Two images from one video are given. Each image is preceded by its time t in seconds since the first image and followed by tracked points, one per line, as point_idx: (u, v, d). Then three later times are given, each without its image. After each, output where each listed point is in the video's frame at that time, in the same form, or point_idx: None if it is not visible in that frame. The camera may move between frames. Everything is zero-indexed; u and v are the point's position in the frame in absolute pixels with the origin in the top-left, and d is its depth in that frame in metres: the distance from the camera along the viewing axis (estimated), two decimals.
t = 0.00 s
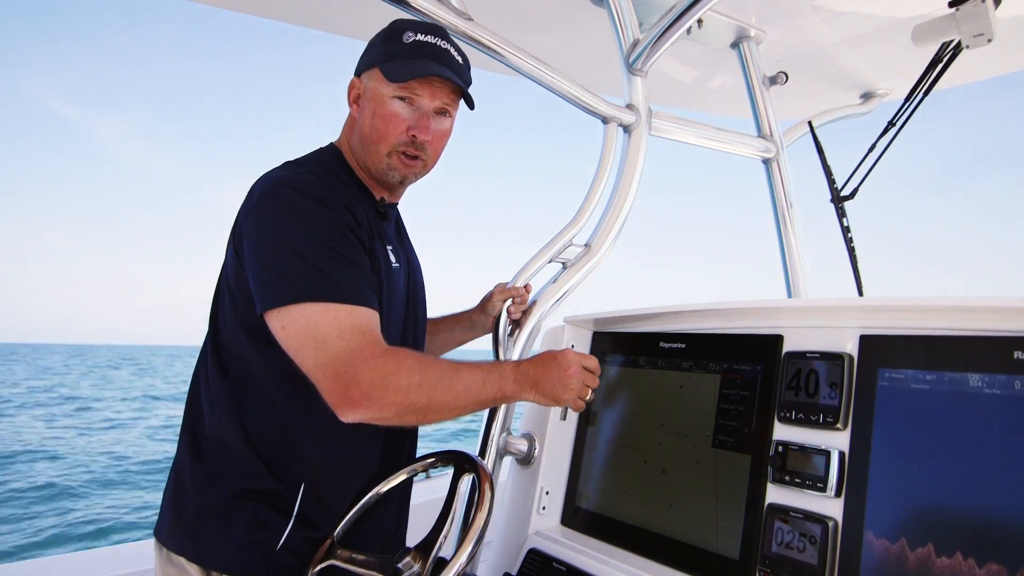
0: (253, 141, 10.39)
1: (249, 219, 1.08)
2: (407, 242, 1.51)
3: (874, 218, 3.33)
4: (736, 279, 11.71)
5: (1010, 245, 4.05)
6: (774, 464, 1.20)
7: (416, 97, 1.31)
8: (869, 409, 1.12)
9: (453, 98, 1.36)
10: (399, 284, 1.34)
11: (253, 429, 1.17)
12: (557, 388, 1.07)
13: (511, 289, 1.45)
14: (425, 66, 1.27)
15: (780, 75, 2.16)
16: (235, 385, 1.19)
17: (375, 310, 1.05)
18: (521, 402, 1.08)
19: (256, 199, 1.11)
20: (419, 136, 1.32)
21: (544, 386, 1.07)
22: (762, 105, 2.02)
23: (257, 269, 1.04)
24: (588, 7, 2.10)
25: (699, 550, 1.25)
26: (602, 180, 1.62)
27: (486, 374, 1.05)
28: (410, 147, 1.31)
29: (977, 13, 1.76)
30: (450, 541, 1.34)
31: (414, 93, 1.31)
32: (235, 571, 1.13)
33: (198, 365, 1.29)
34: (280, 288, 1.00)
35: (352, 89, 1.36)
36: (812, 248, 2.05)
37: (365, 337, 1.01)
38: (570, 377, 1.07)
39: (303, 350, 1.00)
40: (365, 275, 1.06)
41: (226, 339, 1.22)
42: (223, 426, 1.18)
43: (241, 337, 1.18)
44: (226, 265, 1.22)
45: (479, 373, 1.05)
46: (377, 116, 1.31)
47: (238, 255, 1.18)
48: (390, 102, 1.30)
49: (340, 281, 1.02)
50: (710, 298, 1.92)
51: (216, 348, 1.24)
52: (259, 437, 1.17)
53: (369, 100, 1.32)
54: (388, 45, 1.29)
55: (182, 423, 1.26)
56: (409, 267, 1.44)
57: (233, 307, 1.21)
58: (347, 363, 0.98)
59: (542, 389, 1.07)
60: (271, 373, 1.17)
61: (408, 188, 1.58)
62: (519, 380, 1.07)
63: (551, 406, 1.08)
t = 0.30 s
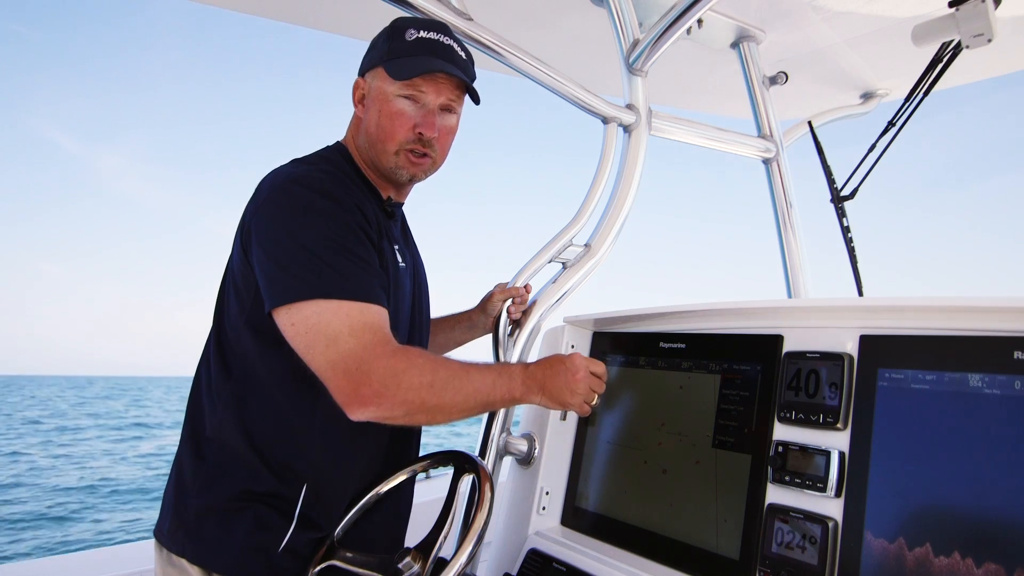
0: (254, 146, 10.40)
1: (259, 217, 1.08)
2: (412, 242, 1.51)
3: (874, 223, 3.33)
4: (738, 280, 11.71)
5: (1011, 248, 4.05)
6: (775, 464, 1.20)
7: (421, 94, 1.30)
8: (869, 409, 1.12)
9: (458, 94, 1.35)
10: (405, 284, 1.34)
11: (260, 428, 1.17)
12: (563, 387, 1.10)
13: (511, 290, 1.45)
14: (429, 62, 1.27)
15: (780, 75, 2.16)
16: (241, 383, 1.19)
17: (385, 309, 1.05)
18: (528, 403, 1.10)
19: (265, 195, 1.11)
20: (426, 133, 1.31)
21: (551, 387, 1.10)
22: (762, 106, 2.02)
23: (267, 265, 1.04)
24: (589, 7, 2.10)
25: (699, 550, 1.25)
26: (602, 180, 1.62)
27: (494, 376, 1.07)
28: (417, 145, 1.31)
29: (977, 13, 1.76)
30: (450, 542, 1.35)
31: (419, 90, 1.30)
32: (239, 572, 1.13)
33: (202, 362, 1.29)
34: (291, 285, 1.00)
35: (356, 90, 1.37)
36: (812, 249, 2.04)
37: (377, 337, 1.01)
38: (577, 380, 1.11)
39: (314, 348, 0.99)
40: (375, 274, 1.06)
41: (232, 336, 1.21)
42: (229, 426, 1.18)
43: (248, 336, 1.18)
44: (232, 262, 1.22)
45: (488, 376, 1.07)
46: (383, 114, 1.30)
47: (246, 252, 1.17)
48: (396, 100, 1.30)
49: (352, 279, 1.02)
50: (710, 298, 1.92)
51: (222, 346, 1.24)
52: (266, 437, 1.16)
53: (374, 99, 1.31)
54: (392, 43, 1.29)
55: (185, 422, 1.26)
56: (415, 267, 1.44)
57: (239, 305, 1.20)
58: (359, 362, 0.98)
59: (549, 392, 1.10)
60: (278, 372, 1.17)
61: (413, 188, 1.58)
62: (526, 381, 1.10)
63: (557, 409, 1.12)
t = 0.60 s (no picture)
0: (254, 147, 10.38)
1: (267, 216, 1.08)
2: (415, 242, 1.50)
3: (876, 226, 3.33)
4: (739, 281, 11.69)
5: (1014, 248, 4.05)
6: (775, 464, 1.20)
7: (432, 96, 1.31)
8: (869, 409, 1.12)
9: (468, 97, 1.35)
10: (410, 285, 1.34)
11: (264, 430, 1.17)
12: (564, 404, 1.11)
13: (511, 289, 1.45)
14: (441, 65, 1.27)
15: (780, 75, 2.16)
16: (246, 384, 1.19)
17: (392, 312, 1.05)
18: (529, 416, 1.10)
19: (272, 194, 1.10)
20: (435, 136, 1.32)
21: (552, 401, 1.11)
22: (762, 106, 2.02)
23: (275, 264, 1.04)
24: (589, 7, 2.10)
25: (700, 550, 1.25)
26: (602, 180, 1.62)
27: (498, 387, 1.08)
28: (426, 147, 1.32)
29: (977, 13, 1.76)
30: (450, 542, 1.34)
31: (431, 92, 1.30)
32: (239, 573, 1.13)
33: (206, 360, 1.29)
34: (300, 285, 1.00)
35: (365, 89, 1.36)
36: (813, 249, 2.04)
37: (384, 340, 1.01)
38: (578, 397, 1.12)
39: (320, 349, 0.99)
40: (382, 276, 1.06)
41: (237, 337, 1.21)
42: (233, 425, 1.18)
43: (254, 336, 1.18)
44: (238, 261, 1.22)
45: (492, 387, 1.07)
46: (393, 115, 1.31)
47: (254, 251, 1.17)
48: (406, 102, 1.30)
49: (359, 281, 1.02)
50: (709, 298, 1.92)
51: (228, 345, 1.23)
52: (270, 439, 1.16)
53: (384, 100, 1.31)
54: (404, 44, 1.29)
55: (189, 420, 1.26)
56: (419, 267, 1.44)
57: (245, 304, 1.20)
58: (365, 365, 0.98)
59: (551, 407, 1.11)
60: (283, 373, 1.17)
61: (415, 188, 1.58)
62: (528, 393, 1.10)
63: (557, 424, 1.12)
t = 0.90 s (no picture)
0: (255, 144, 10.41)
1: (265, 216, 1.08)
2: (415, 242, 1.50)
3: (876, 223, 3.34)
4: (739, 281, 11.70)
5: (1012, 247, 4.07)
6: (775, 464, 1.20)
7: (433, 97, 1.31)
8: (869, 408, 1.12)
9: (468, 98, 1.36)
10: (409, 285, 1.34)
11: (261, 431, 1.17)
12: (561, 411, 1.11)
13: (511, 289, 1.45)
14: (442, 66, 1.27)
15: (780, 75, 2.16)
16: (245, 384, 1.19)
17: (389, 313, 1.05)
18: (526, 420, 1.10)
19: (271, 194, 1.11)
20: (436, 136, 1.32)
21: (549, 406, 1.11)
22: (762, 106, 2.02)
23: (272, 264, 1.04)
24: (589, 7, 2.10)
25: (700, 550, 1.25)
26: (602, 180, 1.62)
27: (495, 390, 1.07)
28: (426, 148, 1.32)
29: (977, 13, 1.76)
30: (450, 542, 1.34)
31: (431, 94, 1.30)
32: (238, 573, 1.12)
33: (205, 361, 1.29)
34: (296, 284, 1.00)
35: (365, 91, 1.36)
36: (813, 248, 2.04)
37: (379, 341, 1.01)
38: (576, 403, 1.11)
39: (316, 349, 0.99)
40: (379, 277, 1.06)
41: (236, 337, 1.21)
42: (233, 425, 1.18)
43: (252, 336, 1.18)
44: (237, 261, 1.22)
45: (489, 389, 1.07)
46: (393, 116, 1.31)
47: (251, 252, 1.17)
48: (407, 103, 1.30)
49: (356, 282, 1.02)
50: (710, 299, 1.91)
51: (227, 345, 1.23)
52: (269, 440, 1.16)
53: (385, 101, 1.31)
54: (405, 46, 1.29)
55: (188, 420, 1.26)
56: (418, 267, 1.43)
57: (244, 304, 1.20)
58: (360, 365, 0.98)
59: (548, 412, 1.11)
60: (280, 373, 1.17)
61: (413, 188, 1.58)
62: (525, 397, 1.10)
63: (553, 430, 1.12)
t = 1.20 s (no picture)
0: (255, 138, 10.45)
1: (257, 222, 1.08)
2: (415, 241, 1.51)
3: (875, 217, 3.34)
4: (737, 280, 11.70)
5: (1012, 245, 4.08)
6: (775, 464, 1.20)
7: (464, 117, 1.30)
8: (869, 408, 1.12)
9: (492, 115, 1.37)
10: (408, 284, 1.34)
11: (255, 433, 1.17)
12: (559, 397, 1.06)
13: (511, 289, 1.45)
14: (483, 93, 1.27)
15: (781, 75, 2.16)
16: (241, 386, 1.19)
17: (382, 314, 1.04)
18: (524, 407, 1.08)
19: (264, 200, 1.11)
20: (463, 152, 1.33)
21: (545, 394, 1.07)
22: (762, 105, 2.02)
23: (263, 270, 1.04)
24: (590, 8, 2.10)
25: (700, 550, 1.25)
26: (602, 180, 1.62)
27: (488, 381, 1.06)
28: (454, 164, 1.33)
29: (977, 13, 1.76)
30: (451, 541, 1.34)
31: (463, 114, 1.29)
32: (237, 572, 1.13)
33: (204, 363, 1.30)
34: (287, 291, 1.00)
35: (379, 101, 1.28)
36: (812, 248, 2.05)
37: (370, 342, 1.01)
38: (573, 390, 1.06)
39: (308, 354, 1.00)
40: (373, 279, 1.06)
41: (232, 339, 1.22)
42: (229, 427, 1.18)
43: (247, 337, 1.18)
44: (233, 264, 1.22)
45: (482, 381, 1.06)
46: (424, 136, 1.28)
47: (246, 256, 1.18)
48: (437, 123, 1.28)
49: (347, 285, 1.01)
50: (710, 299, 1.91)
51: (225, 347, 1.23)
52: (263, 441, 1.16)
53: (412, 120, 1.27)
54: (435, 66, 1.25)
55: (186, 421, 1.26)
56: (417, 266, 1.43)
57: (240, 305, 1.20)
58: (351, 367, 0.99)
59: (546, 397, 1.07)
60: (273, 376, 1.17)
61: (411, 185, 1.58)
62: (521, 383, 1.08)
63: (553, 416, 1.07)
